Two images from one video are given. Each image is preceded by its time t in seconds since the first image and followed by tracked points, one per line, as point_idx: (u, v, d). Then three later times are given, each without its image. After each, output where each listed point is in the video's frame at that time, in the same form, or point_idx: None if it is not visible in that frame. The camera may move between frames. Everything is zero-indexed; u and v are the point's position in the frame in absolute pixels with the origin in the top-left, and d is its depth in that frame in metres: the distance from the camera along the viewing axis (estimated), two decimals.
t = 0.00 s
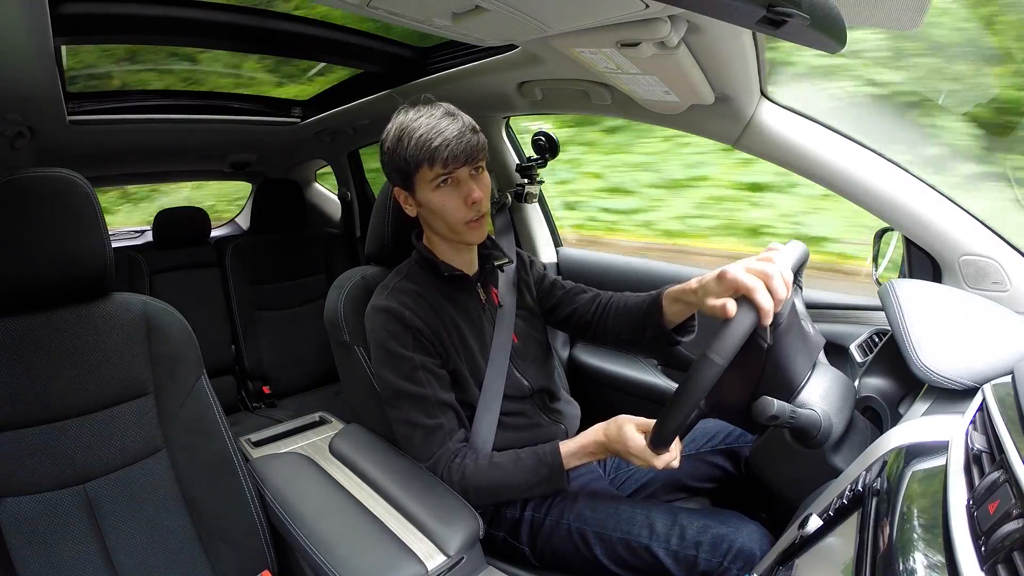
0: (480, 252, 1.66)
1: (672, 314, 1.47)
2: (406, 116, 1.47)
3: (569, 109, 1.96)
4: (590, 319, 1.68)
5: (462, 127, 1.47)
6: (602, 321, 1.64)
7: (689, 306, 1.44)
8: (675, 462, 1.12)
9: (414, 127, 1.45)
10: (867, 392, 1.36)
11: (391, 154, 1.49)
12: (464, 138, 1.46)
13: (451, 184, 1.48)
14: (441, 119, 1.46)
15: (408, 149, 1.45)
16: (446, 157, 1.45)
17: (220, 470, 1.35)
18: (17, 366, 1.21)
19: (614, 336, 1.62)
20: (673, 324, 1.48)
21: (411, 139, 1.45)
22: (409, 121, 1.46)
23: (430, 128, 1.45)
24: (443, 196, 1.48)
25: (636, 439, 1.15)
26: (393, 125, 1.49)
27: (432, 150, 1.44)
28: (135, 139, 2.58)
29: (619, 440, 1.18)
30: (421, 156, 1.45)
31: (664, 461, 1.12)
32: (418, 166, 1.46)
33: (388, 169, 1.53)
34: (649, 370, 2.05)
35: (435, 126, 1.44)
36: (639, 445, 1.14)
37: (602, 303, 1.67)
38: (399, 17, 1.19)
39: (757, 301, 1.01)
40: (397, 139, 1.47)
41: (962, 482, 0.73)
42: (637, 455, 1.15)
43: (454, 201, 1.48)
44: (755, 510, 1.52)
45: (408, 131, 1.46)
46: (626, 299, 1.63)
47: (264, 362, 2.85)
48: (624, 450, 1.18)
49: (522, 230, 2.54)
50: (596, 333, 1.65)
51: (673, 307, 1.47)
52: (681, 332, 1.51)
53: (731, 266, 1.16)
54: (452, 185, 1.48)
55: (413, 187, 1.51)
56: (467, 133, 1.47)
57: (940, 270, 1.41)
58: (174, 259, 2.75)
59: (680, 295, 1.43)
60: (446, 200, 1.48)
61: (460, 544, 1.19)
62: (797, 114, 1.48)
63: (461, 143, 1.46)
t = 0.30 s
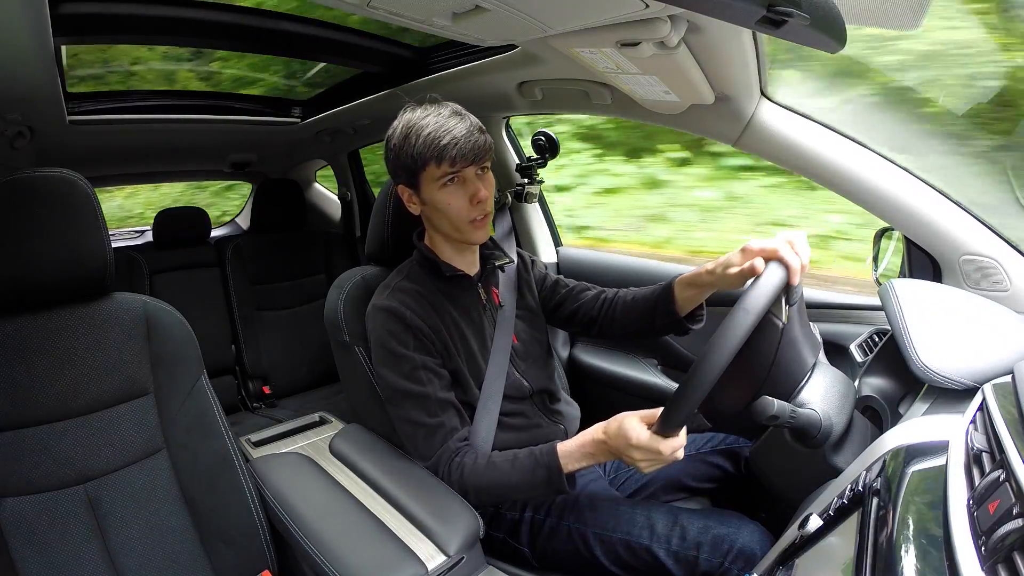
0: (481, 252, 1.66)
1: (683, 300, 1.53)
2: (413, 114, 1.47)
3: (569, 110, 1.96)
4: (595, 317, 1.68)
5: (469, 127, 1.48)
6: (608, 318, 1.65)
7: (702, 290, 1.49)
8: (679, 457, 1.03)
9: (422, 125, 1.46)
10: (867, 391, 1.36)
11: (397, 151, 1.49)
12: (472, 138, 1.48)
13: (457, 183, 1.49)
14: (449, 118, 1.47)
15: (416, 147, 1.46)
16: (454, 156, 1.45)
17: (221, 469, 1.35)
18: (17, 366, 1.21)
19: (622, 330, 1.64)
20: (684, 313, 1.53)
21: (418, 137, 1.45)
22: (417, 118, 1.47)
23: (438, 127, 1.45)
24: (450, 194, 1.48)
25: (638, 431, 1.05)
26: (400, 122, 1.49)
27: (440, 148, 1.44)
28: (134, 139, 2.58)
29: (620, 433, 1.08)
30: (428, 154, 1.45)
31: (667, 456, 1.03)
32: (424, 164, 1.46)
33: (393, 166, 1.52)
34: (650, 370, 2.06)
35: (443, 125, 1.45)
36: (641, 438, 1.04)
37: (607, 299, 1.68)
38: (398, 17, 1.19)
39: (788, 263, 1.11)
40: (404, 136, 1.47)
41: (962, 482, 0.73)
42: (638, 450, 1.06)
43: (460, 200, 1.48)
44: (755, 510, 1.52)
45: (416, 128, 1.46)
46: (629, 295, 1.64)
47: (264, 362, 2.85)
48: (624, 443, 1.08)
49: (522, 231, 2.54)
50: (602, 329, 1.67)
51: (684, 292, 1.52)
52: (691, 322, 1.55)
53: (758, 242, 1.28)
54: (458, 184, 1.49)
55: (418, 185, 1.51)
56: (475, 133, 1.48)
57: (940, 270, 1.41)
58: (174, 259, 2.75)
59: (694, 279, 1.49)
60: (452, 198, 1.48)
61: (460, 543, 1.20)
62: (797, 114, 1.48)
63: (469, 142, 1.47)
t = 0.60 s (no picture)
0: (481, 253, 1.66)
1: (692, 292, 1.58)
2: (419, 115, 1.47)
3: (569, 110, 1.96)
4: (600, 321, 1.71)
5: (475, 131, 1.48)
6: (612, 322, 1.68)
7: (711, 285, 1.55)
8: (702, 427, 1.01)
9: (428, 127, 1.46)
10: (867, 391, 1.35)
11: (401, 152, 1.49)
12: (477, 142, 1.48)
13: (461, 186, 1.49)
14: (455, 121, 1.47)
15: (422, 148, 1.46)
16: (459, 159, 1.45)
17: (221, 470, 1.35)
18: (18, 366, 1.21)
19: (626, 336, 1.69)
20: (694, 307, 1.58)
21: (424, 139, 1.45)
22: (424, 120, 1.47)
23: (443, 129, 1.45)
24: (454, 197, 1.48)
25: (660, 402, 1.02)
26: (405, 123, 1.49)
27: (446, 151, 1.45)
28: (134, 139, 2.58)
29: (636, 407, 1.05)
30: (433, 156, 1.45)
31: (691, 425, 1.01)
32: (428, 166, 1.46)
33: (397, 167, 1.52)
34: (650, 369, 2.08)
35: (449, 128, 1.45)
36: (664, 407, 1.02)
37: (614, 301, 1.71)
38: (398, 16, 1.19)
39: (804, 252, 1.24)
40: (409, 137, 1.47)
41: (962, 482, 0.73)
42: (659, 420, 1.03)
43: (463, 203, 1.49)
44: (755, 511, 1.52)
45: (421, 130, 1.46)
46: (635, 300, 1.68)
47: (264, 362, 2.85)
48: (641, 419, 1.05)
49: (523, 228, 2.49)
50: (606, 334, 1.71)
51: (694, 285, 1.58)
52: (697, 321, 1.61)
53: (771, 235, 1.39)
54: (462, 187, 1.49)
55: (421, 187, 1.51)
56: (480, 137, 1.49)
57: (940, 269, 1.42)
58: (174, 260, 2.75)
59: (706, 273, 1.54)
60: (455, 201, 1.48)
61: (460, 544, 1.21)
62: (797, 114, 1.48)
63: (474, 146, 1.47)
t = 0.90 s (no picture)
0: (478, 254, 1.66)
1: (693, 299, 1.59)
2: (413, 114, 1.48)
3: (569, 110, 1.96)
4: (601, 326, 1.73)
5: (469, 127, 1.49)
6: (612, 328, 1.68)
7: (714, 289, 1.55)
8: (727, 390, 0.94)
9: (423, 125, 1.47)
10: (867, 391, 1.36)
11: (397, 151, 1.50)
12: (472, 139, 1.49)
13: (457, 183, 1.49)
14: (449, 118, 1.48)
15: (417, 146, 1.46)
16: (455, 156, 1.46)
17: (221, 469, 1.35)
18: (17, 367, 1.21)
19: (627, 343, 1.70)
20: (695, 313, 1.59)
21: (419, 137, 1.46)
22: (417, 119, 1.48)
23: (438, 127, 1.46)
24: (450, 194, 1.49)
25: (685, 358, 0.97)
26: (399, 122, 1.50)
27: (441, 148, 1.45)
28: (134, 139, 2.58)
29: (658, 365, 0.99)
30: (428, 154, 1.46)
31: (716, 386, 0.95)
32: (424, 164, 1.47)
33: (392, 166, 1.53)
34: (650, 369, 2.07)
35: (444, 125, 1.46)
36: (689, 363, 0.96)
37: (617, 309, 1.73)
38: (398, 17, 1.19)
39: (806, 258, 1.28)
40: (404, 136, 1.48)
41: (962, 482, 0.73)
42: (684, 378, 0.96)
43: (459, 200, 1.49)
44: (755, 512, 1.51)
45: (415, 128, 1.47)
46: (635, 308, 1.69)
47: (265, 362, 2.85)
48: (662, 378, 0.99)
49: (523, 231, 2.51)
50: (606, 340, 1.71)
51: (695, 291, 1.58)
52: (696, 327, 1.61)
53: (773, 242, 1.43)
54: (458, 183, 1.49)
55: (417, 186, 1.51)
56: (474, 134, 1.49)
57: (940, 269, 1.42)
58: (174, 260, 2.75)
59: (709, 278, 1.55)
60: (452, 198, 1.49)
61: (460, 545, 1.22)
62: (797, 113, 1.48)
63: (470, 142, 1.48)
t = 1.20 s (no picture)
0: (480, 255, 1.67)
1: (695, 308, 1.59)
2: (424, 112, 1.49)
3: (569, 110, 1.96)
4: (601, 334, 1.73)
5: (479, 129, 1.50)
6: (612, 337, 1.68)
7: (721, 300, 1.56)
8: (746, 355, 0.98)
9: (434, 124, 1.47)
10: (867, 391, 1.36)
11: (406, 148, 1.50)
12: (481, 140, 1.50)
13: (464, 182, 1.50)
14: (461, 118, 1.49)
15: (427, 144, 1.46)
16: (464, 155, 1.46)
17: (221, 470, 1.35)
18: (17, 366, 1.21)
19: (627, 352, 1.70)
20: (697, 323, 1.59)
21: (429, 135, 1.47)
22: (428, 119, 1.48)
23: (449, 126, 1.47)
24: (457, 193, 1.49)
25: (706, 325, 1.01)
26: (411, 119, 1.51)
27: (451, 146, 1.46)
28: (133, 138, 2.57)
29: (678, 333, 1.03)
30: (437, 152, 1.46)
31: (737, 351, 0.98)
32: (432, 162, 1.47)
33: (400, 163, 1.53)
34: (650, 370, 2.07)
35: (455, 125, 1.47)
36: (710, 327, 1.00)
37: (618, 317, 1.73)
38: (398, 16, 1.19)
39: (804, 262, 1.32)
40: (415, 133, 1.49)
41: (962, 481, 0.73)
42: (705, 343, 1.00)
43: (466, 199, 1.49)
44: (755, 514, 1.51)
45: (425, 127, 1.48)
46: (635, 318, 1.69)
47: (265, 362, 2.85)
48: (681, 345, 1.02)
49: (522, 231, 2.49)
50: (606, 350, 1.72)
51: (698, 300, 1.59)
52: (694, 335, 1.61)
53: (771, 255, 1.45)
54: (465, 183, 1.50)
55: (423, 183, 1.51)
56: (484, 135, 1.50)
57: (940, 269, 1.42)
58: (174, 259, 2.75)
59: (714, 290, 1.55)
60: (458, 197, 1.49)
61: (460, 545, 1.21)
62: (797, 113, 1.48)
63: (479, 143, 1.49)
